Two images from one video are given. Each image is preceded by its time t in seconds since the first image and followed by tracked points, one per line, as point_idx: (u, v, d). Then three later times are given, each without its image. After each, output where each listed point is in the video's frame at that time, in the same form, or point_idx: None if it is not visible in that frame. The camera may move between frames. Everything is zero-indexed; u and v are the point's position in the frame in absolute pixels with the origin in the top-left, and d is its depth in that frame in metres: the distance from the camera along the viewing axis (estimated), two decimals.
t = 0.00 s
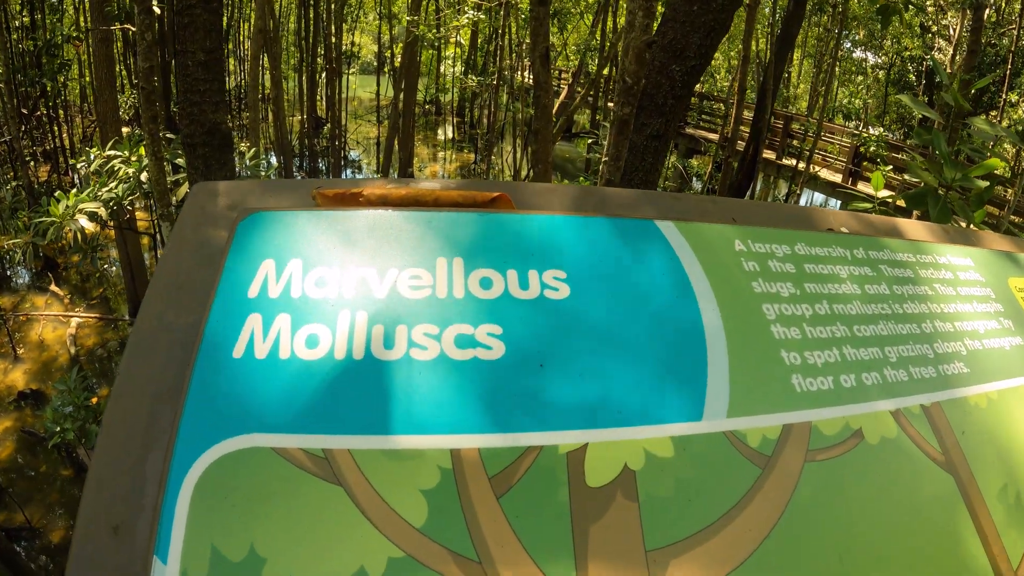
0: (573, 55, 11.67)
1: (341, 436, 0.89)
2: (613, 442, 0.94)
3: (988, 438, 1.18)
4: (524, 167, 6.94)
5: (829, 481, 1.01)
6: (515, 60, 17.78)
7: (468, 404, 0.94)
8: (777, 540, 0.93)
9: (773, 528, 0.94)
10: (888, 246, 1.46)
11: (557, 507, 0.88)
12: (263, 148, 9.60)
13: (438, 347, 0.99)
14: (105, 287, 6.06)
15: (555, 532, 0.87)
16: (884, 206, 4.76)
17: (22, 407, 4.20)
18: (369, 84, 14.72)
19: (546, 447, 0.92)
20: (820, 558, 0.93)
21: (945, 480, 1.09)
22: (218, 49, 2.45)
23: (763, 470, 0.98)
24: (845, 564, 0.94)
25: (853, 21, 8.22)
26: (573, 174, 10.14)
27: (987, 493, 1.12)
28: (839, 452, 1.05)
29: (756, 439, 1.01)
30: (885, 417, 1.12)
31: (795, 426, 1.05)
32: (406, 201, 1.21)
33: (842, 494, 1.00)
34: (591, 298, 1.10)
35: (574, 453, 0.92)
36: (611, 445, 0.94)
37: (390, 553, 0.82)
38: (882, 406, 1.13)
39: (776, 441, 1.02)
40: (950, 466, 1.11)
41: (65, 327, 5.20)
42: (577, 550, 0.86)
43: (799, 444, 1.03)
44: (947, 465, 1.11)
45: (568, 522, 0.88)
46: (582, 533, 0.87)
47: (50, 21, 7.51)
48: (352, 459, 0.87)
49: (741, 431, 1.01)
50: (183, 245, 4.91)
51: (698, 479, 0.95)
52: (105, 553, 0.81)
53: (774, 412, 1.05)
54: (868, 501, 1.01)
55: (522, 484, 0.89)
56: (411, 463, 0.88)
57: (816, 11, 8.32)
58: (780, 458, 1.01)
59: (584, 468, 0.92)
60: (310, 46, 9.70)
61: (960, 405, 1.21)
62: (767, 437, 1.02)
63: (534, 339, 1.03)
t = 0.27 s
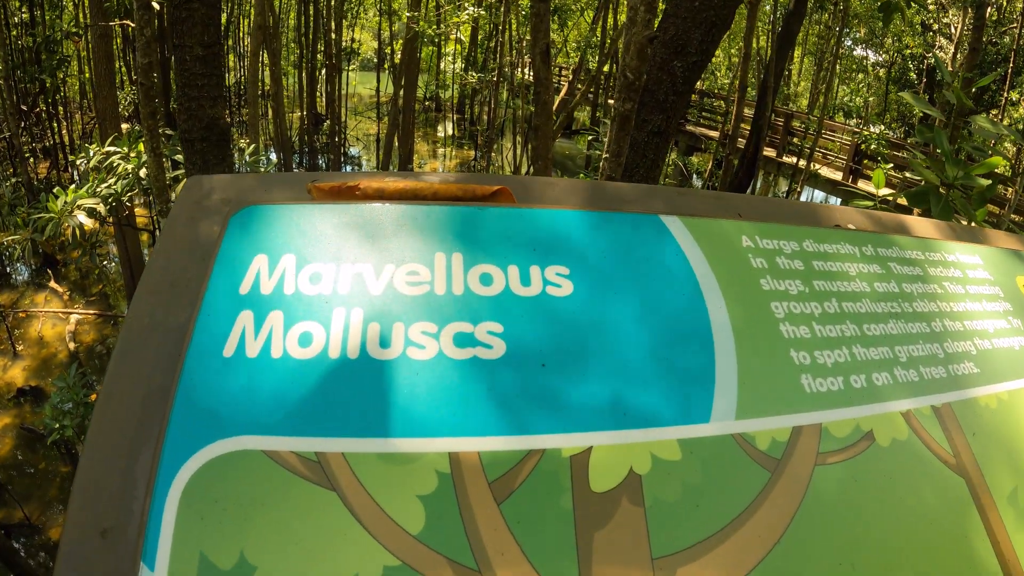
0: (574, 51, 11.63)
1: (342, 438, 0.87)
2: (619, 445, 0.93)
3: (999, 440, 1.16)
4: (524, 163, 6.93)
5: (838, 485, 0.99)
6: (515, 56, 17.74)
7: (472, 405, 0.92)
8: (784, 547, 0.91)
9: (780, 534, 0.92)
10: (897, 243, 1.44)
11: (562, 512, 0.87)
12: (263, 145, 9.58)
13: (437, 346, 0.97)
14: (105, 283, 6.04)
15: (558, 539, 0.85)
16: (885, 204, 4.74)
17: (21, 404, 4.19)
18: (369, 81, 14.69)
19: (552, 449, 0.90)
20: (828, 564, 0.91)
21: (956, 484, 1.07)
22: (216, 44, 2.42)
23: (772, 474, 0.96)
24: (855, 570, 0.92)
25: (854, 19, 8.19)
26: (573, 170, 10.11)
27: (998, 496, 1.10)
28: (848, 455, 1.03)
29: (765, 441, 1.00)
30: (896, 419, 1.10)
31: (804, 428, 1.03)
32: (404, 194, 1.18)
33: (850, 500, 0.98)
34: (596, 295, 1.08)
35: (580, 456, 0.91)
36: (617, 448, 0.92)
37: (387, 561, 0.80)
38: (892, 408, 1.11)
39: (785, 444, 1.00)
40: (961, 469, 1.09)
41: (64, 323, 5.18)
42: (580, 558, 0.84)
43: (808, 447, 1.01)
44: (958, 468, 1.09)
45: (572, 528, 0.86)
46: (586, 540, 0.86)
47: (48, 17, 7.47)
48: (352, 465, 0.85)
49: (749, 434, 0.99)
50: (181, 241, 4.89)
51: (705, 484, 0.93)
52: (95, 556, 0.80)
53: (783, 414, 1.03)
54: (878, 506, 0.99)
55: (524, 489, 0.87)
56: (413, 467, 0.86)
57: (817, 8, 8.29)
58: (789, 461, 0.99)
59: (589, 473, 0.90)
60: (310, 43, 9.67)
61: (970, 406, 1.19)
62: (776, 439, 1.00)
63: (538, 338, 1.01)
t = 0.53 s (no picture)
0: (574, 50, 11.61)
1: (344, 434, 0.87)
2: (620, 442, 0.93)
3: (1000, 440, 1.17)
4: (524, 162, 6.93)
5: (838, 484, 0.99)
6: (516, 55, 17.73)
7: (472, 401, 0.92)
8: (785, 546, 0.91)
9: (782, 533, 0.92)
10: (897, 242, 1.45)
11: (563, 509, 0.87)
12: (263, 143, 9.59)
13: (439, 343, 0.97)
14: (105, 282, 6.04)
15: (559, 536, 0.85)
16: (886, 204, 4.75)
17: (21, 401, 4.20)
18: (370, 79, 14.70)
19: (553, 446, 0.90)
20: (828, 562, 0.91)
21: (956, 483, 1.07)
22: (217, 42, 2.42)
23: (773, 471, 0.97)
24: (856, 567, 0.92)
25: (856, 18, 8.19)
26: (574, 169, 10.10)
27: (998, 496, 1.10)
28: (849, 453, 1.03)
29: (766, 439, 1.00)
30: (897, 418, 1.10)
31: (805, 426, 1.03)
32: (406, 192, 1.19)
33: (850, 498, 0.98)
34: (597, 294, 1.08)
35: (580, 453, 0.91)
36: (619, 445, 0.93)
37: (387, 557, 0.80)
38: (893, 407, 1.12)
39: (786, 442, 1.01)
40: (961, 468, 1.09)
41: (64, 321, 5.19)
42: (580, 555, 0.84)
43: (808, 445, 1.01)
44: (958, 467, 1.09)
45: (573, 526, 0.86)
46: (587, 537, 0.86)
47: (49, 15, 7.47)
48: (355, 461, 0.86)
49: (749, 432, 0.99)
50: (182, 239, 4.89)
51: (706, 482, 0.93)
52: (95, 555, 0.80)
53: (783, 412, 1.03)
54: (878, 506, 0.99)
55: (525, 486, 0.87)
56: (414, 463, 0.87)
57: (818, 8, 8.30)
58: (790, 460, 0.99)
59: (589, 470, 0.90)
60: (311, 41, 9.67)
61: (971, 406, 1.19)
62: (776, 437, 1.01)
63: (538, 335, 1.01)
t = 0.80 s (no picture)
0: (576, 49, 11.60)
1: (346, 433, 0.87)
2: (621, 441, 0.93)
3: (999, 440, 1.17)
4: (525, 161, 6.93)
5: (839, 483, 0.99)
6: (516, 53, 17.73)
7: (473, 400, 0.92)
8: (786, 546, 0.92)
9: (782, 534, 0.92)
10: (898, 243, 1.45)
11: (564, 508, 0.87)
12: (264, 141, 9.58)
13: (441, 341, 0.97)
14: (105, 279, 6.04)
15: (561, 535, 0.85)
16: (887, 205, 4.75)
17: (20, 399, 4.20)
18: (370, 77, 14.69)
19: (554, 445, 0.91)
20: (829, 563, 0.92)
21: (957, 484, 1.08)
22: (218, 40, 2.42)
23: (774, 471, 0.97)
24: (856, 568, 0.92)
25: (857, 18, 8.18)
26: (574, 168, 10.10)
27: (997, 497, 1.10)
28: (850, 453, 1.03)
29: (767, 439, 1.00)
30: (897, 418, 1.11)
31: (806, 425, 1.03)
32: (408, 191, 1.20)
33: (851, 498, 0.98)
34: (598, 294, 1.09)
35: (582, 452, 0.91)
36: (621, 443, 0.93)
37: (388, 555, 0.80)
38: (894, 407, 1.12)
39: (787, 441, 1.01)
40: (961, 468, 1.10)
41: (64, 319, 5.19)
42: (581, 554, 0.84)
43: (809, 445, 1.02)
44: (958, 467, 1.09)
45: (574, 524, 0.86)
46: (588, 536, 0.86)
47: (50, 12, 7.46)
48: (357, 459, 0.86)
49: (751, 431, 1.00)
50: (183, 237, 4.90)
51: (707, 482, 0.93)
52: (97, 553, 0.80)
53: (784, 412, 1.03)
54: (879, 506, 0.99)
55: (526, 485, 0.87)
56: (416, 462, 0.87)
57: (820, 8, 8.30)
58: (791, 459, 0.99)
59: (591, 468, 0.90)
60: (312, 40, 9.68)
61: (972, 406, 1.19)
62: (777, 437, 1.01)
63: (539, 334, 1.01)
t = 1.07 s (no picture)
0: (577, 48, 11.59)
1: (341, 430, 0.88)
2: (616, 439, 0.93)
3: (995, 441, 1.17)
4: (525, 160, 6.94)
5: (832, 482, 1.00)
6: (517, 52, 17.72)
7: (468, 399, 0.93)
8: (780, 545, 0.92)
9: (776, 532, 0.93)
10: (895, 243, 1.45)
11: (554, 506, 0.87)
12: (265, 140, 9.59)
13: (437, 340, 0.97)
14: (106, 277, 6.04)
15: (554, 533, 0.85)
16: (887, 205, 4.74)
17: (20, 397, 4.20)
18: (371, 76, 14.70)
19: (548, 443, 0.91)
20: (823, 562, 0.92)
21: (951, 483, 1.08)
22: (218, 39, 2.42)
23: (767, 470, 0.97)
24: (849, 567, 0.93)
25: (858, 19, 8.18)
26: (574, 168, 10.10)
27: (992, 496, 1.10)
28: (844, 453, 1.03)
29: (760, 437, 1.00)
30: (892, 417, 1.11)
31: (800, 424, 1.04)
32: (405, 190, 1.21)
33: (845, 497, 0.99)
34: (594, 293, 1.09)
35: (576, 450, 0.91)
36: (615, 442, 0.93)
37: (382, 551, 0.81)
38: (888, 406, 1.12)
39: (781, 440, 1.01)
40: (955, 469, 1.10)
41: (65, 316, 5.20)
42: (574, 552, 0.85)
43: (803, 444, 1.02)
44: (953, 467, 1.10)
45: (568, 522, 0.87)
46: (581, 533, 0.86)
47: (51, 10, 7.46)
48: (352, 456, 0.86)
49: (744, 430, 1.00)
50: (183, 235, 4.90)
51: (700, 480, 0.93)
52: (94, 549, 0.81)
53: (779, 411, 1.04)
54: (872, 505, 0.99)
55: (519, 482, 0.88)
56: (411, 460, 0.87)
57: (820, 8, 8.30)
58: (785, 458, 1.00)
59: (584, 466, 0.90)
60: (313, 39, 9.70)
61: (967, 406, 1.20)
62: (771, 436, 1.01)
63: (534, 333, 1.02)
